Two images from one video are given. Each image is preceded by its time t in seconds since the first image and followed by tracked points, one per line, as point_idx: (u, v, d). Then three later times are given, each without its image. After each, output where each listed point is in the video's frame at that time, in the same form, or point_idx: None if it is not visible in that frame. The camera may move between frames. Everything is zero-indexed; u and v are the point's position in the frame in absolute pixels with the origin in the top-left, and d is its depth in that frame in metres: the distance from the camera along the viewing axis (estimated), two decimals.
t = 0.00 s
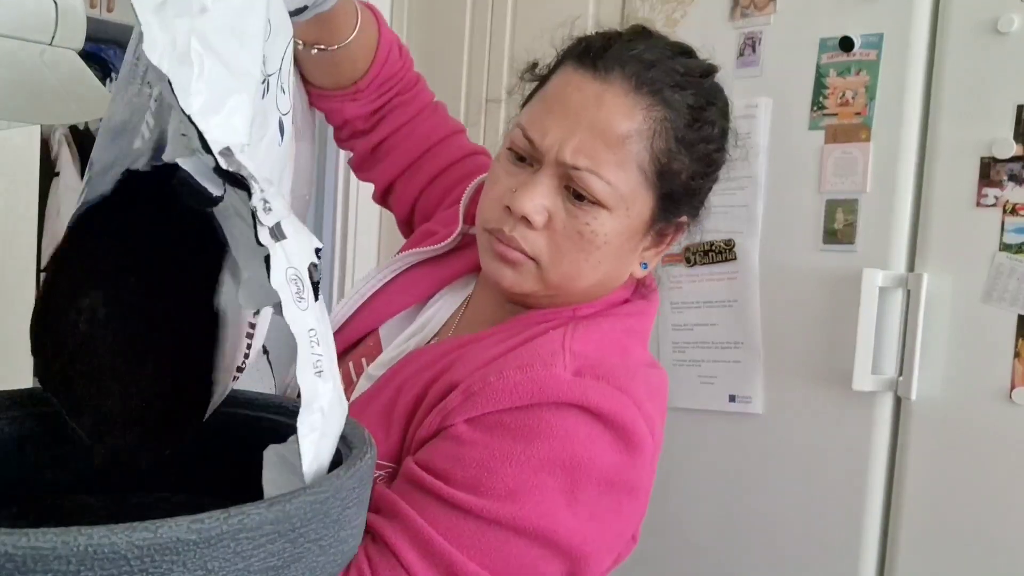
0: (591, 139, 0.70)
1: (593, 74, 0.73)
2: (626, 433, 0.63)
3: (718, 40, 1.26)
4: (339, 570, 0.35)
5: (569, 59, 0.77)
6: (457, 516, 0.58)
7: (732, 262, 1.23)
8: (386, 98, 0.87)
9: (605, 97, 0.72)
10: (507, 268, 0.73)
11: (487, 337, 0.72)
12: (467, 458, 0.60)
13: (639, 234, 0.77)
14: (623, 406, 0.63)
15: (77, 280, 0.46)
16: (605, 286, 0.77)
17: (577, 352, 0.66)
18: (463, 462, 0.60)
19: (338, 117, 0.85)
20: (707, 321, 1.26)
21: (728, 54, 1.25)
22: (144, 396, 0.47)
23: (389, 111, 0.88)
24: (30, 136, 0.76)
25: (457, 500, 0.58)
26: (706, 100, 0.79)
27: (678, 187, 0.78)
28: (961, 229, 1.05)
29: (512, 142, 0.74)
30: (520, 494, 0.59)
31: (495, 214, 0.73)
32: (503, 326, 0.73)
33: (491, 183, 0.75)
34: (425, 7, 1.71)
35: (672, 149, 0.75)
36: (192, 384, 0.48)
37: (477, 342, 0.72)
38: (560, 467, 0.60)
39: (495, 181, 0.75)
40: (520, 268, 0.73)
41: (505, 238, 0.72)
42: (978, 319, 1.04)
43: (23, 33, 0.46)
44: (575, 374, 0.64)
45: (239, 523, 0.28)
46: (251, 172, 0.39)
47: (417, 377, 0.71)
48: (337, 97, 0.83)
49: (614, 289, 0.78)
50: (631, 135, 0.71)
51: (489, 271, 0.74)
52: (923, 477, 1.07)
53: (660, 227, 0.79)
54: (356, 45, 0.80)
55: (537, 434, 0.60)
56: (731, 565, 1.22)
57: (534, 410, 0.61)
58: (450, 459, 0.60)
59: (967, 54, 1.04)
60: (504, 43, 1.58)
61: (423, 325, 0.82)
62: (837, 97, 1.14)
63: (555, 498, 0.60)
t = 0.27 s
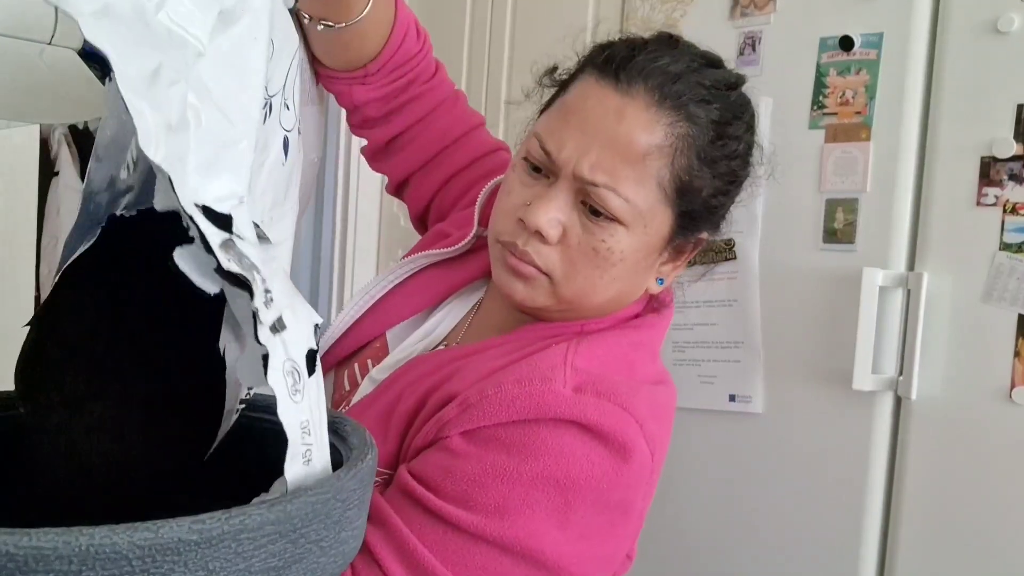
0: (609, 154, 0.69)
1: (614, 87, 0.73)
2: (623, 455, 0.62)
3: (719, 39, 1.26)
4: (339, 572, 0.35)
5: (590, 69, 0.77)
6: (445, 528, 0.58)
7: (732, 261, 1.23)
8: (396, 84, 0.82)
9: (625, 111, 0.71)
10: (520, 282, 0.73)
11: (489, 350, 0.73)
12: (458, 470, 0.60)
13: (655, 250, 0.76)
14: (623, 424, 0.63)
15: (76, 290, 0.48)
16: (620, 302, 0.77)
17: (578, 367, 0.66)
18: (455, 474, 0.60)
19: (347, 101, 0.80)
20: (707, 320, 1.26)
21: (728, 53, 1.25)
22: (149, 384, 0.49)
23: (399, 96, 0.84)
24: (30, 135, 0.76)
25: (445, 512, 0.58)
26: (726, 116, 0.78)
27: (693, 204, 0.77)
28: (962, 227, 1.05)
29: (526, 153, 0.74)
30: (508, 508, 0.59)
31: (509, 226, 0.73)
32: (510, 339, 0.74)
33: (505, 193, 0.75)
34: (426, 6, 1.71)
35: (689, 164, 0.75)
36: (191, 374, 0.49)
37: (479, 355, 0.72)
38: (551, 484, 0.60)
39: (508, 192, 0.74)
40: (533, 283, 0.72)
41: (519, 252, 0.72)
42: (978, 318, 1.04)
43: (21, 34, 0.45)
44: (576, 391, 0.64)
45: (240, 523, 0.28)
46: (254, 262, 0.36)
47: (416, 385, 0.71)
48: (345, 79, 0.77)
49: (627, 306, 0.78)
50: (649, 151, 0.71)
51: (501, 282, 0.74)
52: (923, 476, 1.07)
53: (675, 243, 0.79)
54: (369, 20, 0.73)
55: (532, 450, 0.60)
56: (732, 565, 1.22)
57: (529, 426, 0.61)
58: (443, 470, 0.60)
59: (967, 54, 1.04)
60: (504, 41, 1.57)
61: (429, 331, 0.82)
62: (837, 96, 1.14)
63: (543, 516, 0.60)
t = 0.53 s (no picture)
0: (610, 158, 0.69)
1: (616, 90, 0.73)
2: (604, 464, 0.62)
3: (718, 39, 1.26)
4: (338, 571, 0.35)
5: (595, 71, 0.77)
6: (418, 532, 0.59)
7: (732, 261, 1.23)
8: (396, 73, 0.78)
9: (627, 115, 0.71)
10: (518, 284, 0.73)
11: (483, 353, 0.73)
12: (437, 476, 0.60)
13: (655, 254, 0.76)
14: (605, 433, 0.63)
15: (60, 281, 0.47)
16: (620, 306, 0.77)
17: (565, 373, 0.66)
18: (433, 480, 0.60)
19: (345, 89, 0.75)
20: (707, 319, 1.26)
21: (728, 52, 1.24)
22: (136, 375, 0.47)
23: (398, 86, 0.80)
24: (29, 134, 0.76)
25: (422, 518, 0.59)
26: (733, 120, 0.78)
27: (696, 207, 0.77)
28: (962, 227, 1.05)
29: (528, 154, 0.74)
30: (484, 516, 0.60)
31: (508, 227, 0.73)
32: (507, 342, 0.74)
33: (507, 194, 0.75)
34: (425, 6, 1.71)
35: (693, 168, 0.75)
36: (181, 359, 0.46)
37: (471, 359, 0.73)
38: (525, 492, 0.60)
39: (510, 194, 0.74)
40: (531, 286, 0.73)
41: (517, 255, 0.72)
42: (979, 317, 1.04)
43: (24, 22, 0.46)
44: (560, 397, 0.63)
45: (237, 522, 0.28)
46: (226, 299, 0.37)
47: (409, 383, 0.72)
48: (342, 63, 0.72)
49: (628, 309, 0.78)
50: (649, 155, 0.71)
51: (499, 285, 0.74)
52: (923, 476, 1.07)
53: (679, 247, 0.79)
54: None
55: (511, 457, 0.60)
56: (732, 565, 1.22)
57: (509, 433, 0.61)
58: (424, 474, 0.61)
59: (967, 53, 1.04)
60: (503, 41, 1.57)
61: (430, 333, 0.83)
62: (837, 95, 1.14)
63: (517, 523, 0.60)
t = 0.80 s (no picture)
0: (594, 150, 0.69)
1: (601, 82, 0.72)
2: (588, 461, 0.62)
3: (718, 38, 1.26)
4: (338, 572, 0.35)
5: (581, 62, 0.77)
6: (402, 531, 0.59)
7: (732, 259, 1.23)
8: (388, 72, 0.77)
9: (613, 106, 0.70)
10: (502, 279, 0.73)
11: (469, 351, 0.73)
12: (420, 475, 0.60)
13: (641, 249, 0.76)
14: (589, 429, 0.63)
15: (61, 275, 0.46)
16: (606, 302, 0.77)
17: (550, 371, 0.66)
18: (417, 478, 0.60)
19: (335, 89, 0.74)
20: (706, 318, 1.26)
21: (728, 51, 1.24)
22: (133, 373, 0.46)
23: (390, 86, 0.79)
24: (28, 134, 0.76)
25: (406, 517, 0.58)
26: (721, 113, 0.78)
27: (682, 201, 0.77)
28: (962, 226, 1.05)
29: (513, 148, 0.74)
30: (467, 516, 0.59)
31: (493, 220, 0.72)
32: (493, 339, 0.74)
33: (493, 188, 0.74)
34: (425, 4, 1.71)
35: (679, 161, 0.75)
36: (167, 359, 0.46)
37: (457, 358, 0.73)
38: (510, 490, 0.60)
39: (495, 187, 0.74)
40: (516, 280, 0.73)
41: (502, 249, 0.72)
42: (979, 316, 1.04)
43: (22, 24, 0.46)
44: (544, 394, 0.63)
45: (235, 524, 0.28)
46: (258, 332, 0.37)
47: (395, 382, 0.72)
48: (333, 63, 0.71)
49: (614, 305, 0.78)
50: (634, 147, 0.70)
51: (484, 280, 0.74)
52: (923, 475, 1.06)
53: (665, 241, 0.79)
54: None
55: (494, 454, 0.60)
56: (732, 564, 1.22)
57: (492, 431, 0.61)
58: (406, 473, 0.61)
59: (967, 52, 1.04)
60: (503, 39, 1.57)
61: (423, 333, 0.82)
62: (837, 94, 1.14)
63: (502, 520, 0.60)
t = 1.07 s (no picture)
0: (588, 149, 0.69)
1: (595, 81, 0.72)
2: (589, 466, 0.62)
3: (718, 38, 1.26)
4: (336, 571, 0.35)
5: (574, 61, 0.76)
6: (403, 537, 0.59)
7: (732, 259, 1.23)
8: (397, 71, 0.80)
9: (606, 104, 0.71)
10: (500, 281, 0.73)
11: (468, 355, 0.73)
12: (420, 479, 0.60)
13: (637, 249, 0.76)
14: (589, 434, 0.63)
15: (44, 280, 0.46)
16: (603, 303, 0.77)
17: (551, 376, 0.66)
18: (417, 483, 0.60)
19: (347, 87, 0.78)
20: (706, 318, 1.26)
21: (727, 51, 1.24)
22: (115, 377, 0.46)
23: (398, 84, 0.82)
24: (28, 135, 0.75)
25: (406, 522, 0.58)
26: (715, 111, 0.78)
27: (678, 201, 0.77)
28: (962, 225, 1.05)
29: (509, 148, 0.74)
30: (468, 521, 0.59)
31: (489, 223, 0.72)
32: (491, 343, 0.74)
33: (488, 189, 0.74)
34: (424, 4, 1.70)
35: (674, 160, 0.75)
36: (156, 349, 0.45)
37: (455, 362, 0.73)
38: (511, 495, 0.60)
39: (491, 189, 0.74)
40: (514, 282, 0.73)
41: (499, 251, 0.72)
42: (979, 315, 1.04)
43: (22, 30, 0.46)
44: (544, 399, 0.63)
45: (234, 523, 0.28)
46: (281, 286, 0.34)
47: (393, 387, 0.72)
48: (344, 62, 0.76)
49: (612, 306, 0.78)
50: (627, 145, 0.70)
51: (481, 282, 0.74)
52: (923, 475, 1.06)
53: (662, 241, 0.79)
54: None
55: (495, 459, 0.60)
56: (731, 564, 1.22)
57: (493, 435, 0.61)
58: (406, 478, 0.61)
59: (967, 51, 1.04)
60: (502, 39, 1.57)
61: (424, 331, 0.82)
62: (837, 93, 1.14)
63: (503, 525, 0.60)
